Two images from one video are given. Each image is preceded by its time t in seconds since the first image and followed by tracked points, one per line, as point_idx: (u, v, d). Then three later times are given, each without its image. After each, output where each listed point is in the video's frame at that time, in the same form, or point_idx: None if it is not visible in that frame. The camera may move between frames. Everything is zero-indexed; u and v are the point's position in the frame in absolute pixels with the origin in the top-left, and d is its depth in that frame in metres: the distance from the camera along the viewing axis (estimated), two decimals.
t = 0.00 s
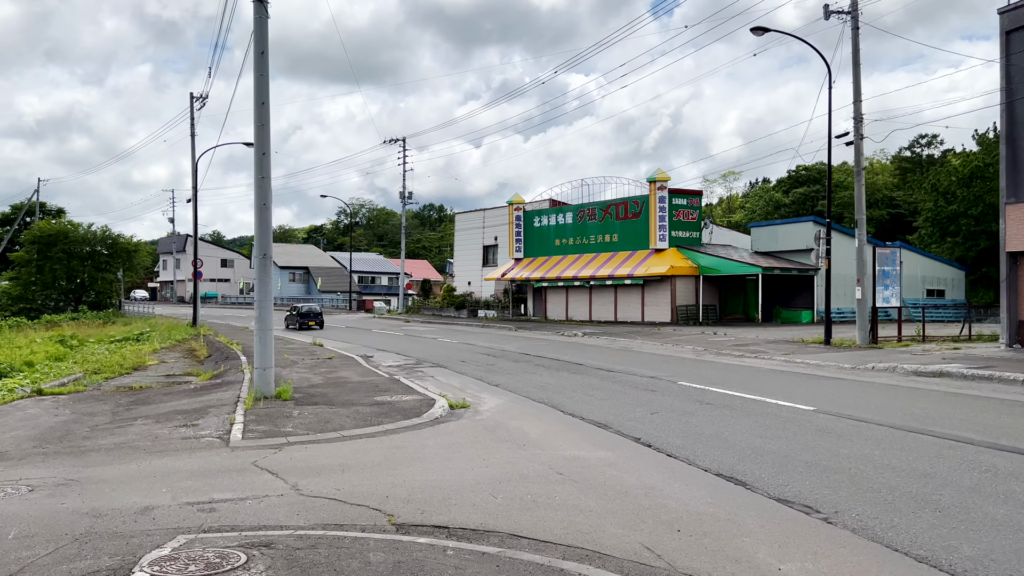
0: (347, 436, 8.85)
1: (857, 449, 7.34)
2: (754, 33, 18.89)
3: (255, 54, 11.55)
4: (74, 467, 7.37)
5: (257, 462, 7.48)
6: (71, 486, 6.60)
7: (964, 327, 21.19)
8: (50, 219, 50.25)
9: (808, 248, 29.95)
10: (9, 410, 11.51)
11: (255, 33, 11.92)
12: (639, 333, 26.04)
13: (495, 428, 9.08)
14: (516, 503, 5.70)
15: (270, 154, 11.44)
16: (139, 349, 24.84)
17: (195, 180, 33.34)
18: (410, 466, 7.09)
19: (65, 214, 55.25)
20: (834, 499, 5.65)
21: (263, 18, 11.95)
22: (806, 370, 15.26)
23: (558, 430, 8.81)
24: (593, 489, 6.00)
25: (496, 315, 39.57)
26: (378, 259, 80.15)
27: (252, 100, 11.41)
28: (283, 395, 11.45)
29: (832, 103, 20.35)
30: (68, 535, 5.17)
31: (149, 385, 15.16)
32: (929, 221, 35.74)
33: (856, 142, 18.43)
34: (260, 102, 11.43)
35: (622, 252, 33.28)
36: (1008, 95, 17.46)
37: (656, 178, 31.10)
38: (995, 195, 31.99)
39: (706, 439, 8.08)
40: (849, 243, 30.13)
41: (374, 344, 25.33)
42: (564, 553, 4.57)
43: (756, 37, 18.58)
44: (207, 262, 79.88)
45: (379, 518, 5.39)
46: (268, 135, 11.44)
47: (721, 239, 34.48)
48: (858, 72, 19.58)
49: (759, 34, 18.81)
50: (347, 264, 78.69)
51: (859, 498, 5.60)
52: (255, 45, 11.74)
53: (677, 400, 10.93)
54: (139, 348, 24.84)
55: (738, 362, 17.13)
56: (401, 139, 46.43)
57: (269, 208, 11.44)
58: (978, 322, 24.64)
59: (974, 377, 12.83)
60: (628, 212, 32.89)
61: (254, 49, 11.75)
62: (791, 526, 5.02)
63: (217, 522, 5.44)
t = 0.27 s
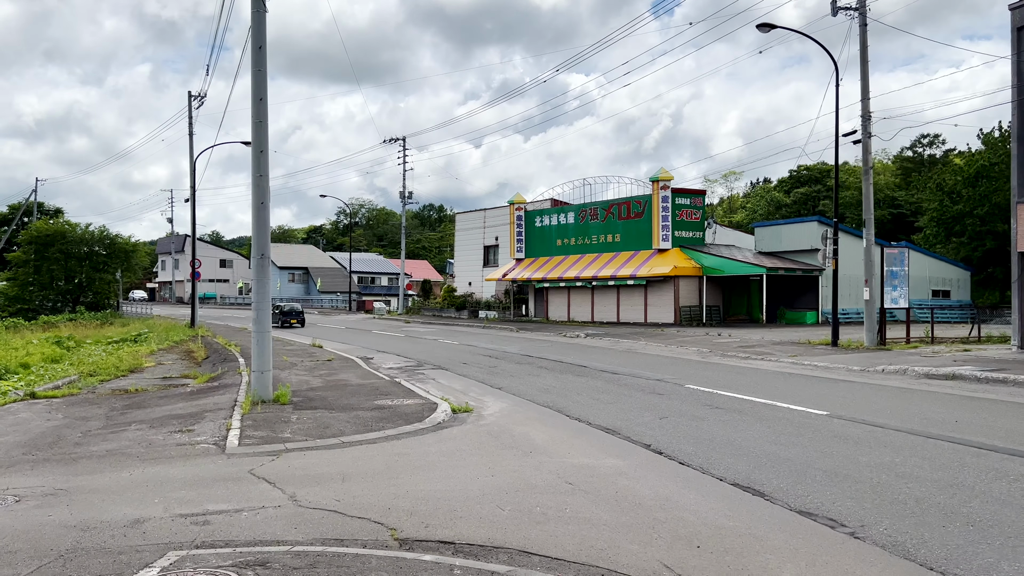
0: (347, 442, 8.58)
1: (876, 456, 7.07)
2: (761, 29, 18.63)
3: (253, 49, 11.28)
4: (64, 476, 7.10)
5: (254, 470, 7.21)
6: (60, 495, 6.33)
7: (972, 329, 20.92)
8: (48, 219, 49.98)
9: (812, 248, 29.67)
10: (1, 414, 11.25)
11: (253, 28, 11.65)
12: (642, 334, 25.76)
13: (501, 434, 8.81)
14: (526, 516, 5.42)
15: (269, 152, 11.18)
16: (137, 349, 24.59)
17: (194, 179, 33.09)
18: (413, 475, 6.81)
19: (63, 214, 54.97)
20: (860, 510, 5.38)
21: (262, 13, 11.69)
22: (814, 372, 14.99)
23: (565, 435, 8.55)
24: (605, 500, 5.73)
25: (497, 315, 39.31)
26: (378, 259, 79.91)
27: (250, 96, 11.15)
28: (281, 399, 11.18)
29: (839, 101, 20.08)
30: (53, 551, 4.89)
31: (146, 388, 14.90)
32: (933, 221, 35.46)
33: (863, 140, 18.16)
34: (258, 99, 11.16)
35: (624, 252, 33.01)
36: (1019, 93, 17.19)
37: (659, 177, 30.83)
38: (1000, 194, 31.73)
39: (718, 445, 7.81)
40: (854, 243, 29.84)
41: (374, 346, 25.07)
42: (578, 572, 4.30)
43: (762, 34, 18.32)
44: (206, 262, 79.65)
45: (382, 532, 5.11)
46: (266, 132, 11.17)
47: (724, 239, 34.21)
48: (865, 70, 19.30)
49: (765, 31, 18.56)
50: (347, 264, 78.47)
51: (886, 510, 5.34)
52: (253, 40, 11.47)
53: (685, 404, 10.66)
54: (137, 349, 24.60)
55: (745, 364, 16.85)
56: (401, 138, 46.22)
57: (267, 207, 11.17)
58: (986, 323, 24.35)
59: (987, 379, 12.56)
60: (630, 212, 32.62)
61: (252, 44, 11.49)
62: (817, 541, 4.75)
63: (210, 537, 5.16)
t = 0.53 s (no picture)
0: (345, 442, 8.31)
1: (894, 456, 6.81)
2: (765, 23, 18.40)
3: (249, 39, 11.02)
4: (51, 477, 6.83)
5: (247, 470, 6.94)
6: (44, 497, 6.06)
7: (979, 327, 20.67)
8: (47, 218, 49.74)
9: (815, 246, 29.43)
10: None
11: (249, 18, 11.40)
12: (644, 333, 25.50)
13: (503, 433, 8.55)
14: (532, 519, 5.16)
15: (265, 145, 10.92)
16: (133, 348, 24.33)
17: (191, 176, 32.84)
18: (412, 476, 6.54)
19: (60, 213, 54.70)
20: (882, 513, 5.13)
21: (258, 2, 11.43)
22: (821, 370, 14.72)
23: (569, 435, 8.28)
24: (614, 503, 5.46)
25: (497, 314, 39.04)
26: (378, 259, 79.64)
27: (246, 87, 10.89)
28: (278, 397, 10.93)
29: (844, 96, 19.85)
30: (32, 557, 4.62)
31: (140, 386, 14.65)
32: (936, 219, 35.26)
33: (869, 135, 17.92)
34: (254, 90, 10.91)
35: (625, 250, 32.75)
36: None
37: (660, 175, 30.57)
38: (1004, 192, 31.56)
39: (728, 445, 7.55)
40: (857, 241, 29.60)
41: (373, 344, 24.78)
42: None
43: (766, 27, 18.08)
44: (205, 262, 79.40)
45: (380, 536, 4.85)
46: (262, 124, 10.92)
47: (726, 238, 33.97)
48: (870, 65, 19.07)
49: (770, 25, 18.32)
50: (347, 264, 78.28)
51: (911, 513, 5.09)
52: (249, 30, 11.21)
53: (692, 403, 10.39)
54: (133, 348, 24.33)
55: (750, 363, 16.60)
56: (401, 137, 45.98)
57: (263, 201, 10.91)
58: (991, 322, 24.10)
59: (998, 377, 12.31)
60: (631, 210, 32.37)
61: (248, 34, 11.23)
62: (841, 546, 4.49)
63: (200, 542, 4.89)
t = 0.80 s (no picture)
0: (342, 449, 8.00)
1: (917, 465, 6.51)
2: (770, 20, 18.10)
3: (243, 33, 10.71)
4: (33, 488, 6.51)
5: (239, 481, 6.63)
6: (24, 511, 5.74)
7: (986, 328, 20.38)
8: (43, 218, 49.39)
9: (819, 247, 29.15)
10: None
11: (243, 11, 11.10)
12: (646, 334, 25.20)
13: (507, 440, 8.23)
14: (540, 536, 4.84)
15: (260, 141, 10.63)
16: (129, 350, 24.00)
17: (188, 176, 32.52)
18: (412, 487, 6.23)
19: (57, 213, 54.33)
20: (912, 528, 4.83)
21: None
22: (829, 373, 14.42)
23: (574, 441, 7.97)
24: (627, 518, 5.15)
25: (497, 315, 38.73)
26: (376, 259, 79.27)
27: (240, 81, 10.58)
28: (273, 402, 10.63)
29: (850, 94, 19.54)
30: None
31: (134, 389, 14.33)
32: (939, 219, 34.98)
33: (876, 133, 17.61)
34: (248, 85, 10.60)
35: (626, 250, 32.45)
36: None
37: (662, 174, 30.26)
38: (1009, 192, 31.30)
39: (742, 454, 7.25)
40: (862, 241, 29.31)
41: (372, 346, 24.47)
42: None
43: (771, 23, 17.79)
44: (203, 262, 79.00)
45: (378, 555, 4.54)
46: (257, 120, 10.61)
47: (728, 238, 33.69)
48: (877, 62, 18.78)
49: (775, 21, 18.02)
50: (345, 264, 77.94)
51: (942, 529, 4.79)
52: (244, 23, 10.90)
53: (700, 408, 10.08)
54: (129, 350, 24.00)
55: (756, 365, 16.29)
56: (400, 136, 45.67)
57: (258, 199, 10.61)
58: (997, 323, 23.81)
59: (1013, 380, 12.02)
60: (633, 209, 32.08)
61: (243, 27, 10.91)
62: (872, 567, 4.20)
63: (186, 561, 4.58)
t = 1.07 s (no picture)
0: (343, 450, 7.72)
1: (943, 466, 6.24)
2: (776, 13, 17.84)
3: (241, 21, 10.43)
4: (19, 490, 6.22)
5: (236, 483, 6.35)
6: (8, 516, 5.46)
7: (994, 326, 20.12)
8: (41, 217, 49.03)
9: (823, 245, 28.86)
10: None
11: None
12: (649, 332, 24.93)
13: (513, 440, 7.95)
14: (554, 543, 4.56)
15: (258, 133, 10.35)
16: (125, 348, 23.69)
17: (186, 173, 32.22)
18: (416, 489, 5.95)
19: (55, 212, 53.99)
20: (948, 534, 4.57)
21: None
22: (838, 371, 14.15)
23: (583, 442, 7.68)
24: (645, 523, 4.88)
25: (497, 314, 38.45)
26: (375, 258, 78.97)
27: (237, 71, 10.30)
28: (272, 401, 10.37)
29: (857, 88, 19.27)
30: None
31: (130, 388, 14.04)
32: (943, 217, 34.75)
33: (883, 128, 17.33)
34: (246, 75, 10.31)
35: (628, 249, 32.17)
36: None
37: (664, 171, 29.99)
38: (1013, 190, 31.00)
39: (758, 454, 6.97)
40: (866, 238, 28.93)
41: (373, 344, 24.19)
42: None
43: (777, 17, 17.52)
44: (202, 261, 78.66)
45: (382, 563, 4.27)
46: (254, 111, 10.33)
47: (731, 236, 33.43)
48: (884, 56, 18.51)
49: (781, 15, 17.76)
50: (344, 263, 77.65)
51: (981, 535, 4.52)
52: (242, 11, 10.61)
53: (710, 407, 9.80)
54: (126, 348, 23.69)
55: (763, 363, 16.02)
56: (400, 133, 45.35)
57: (256, 192, 10.33)
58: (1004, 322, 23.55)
59: None
60: (635, 207, 31.81)
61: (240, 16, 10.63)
62: None
63: (177, 569, 4.31)
